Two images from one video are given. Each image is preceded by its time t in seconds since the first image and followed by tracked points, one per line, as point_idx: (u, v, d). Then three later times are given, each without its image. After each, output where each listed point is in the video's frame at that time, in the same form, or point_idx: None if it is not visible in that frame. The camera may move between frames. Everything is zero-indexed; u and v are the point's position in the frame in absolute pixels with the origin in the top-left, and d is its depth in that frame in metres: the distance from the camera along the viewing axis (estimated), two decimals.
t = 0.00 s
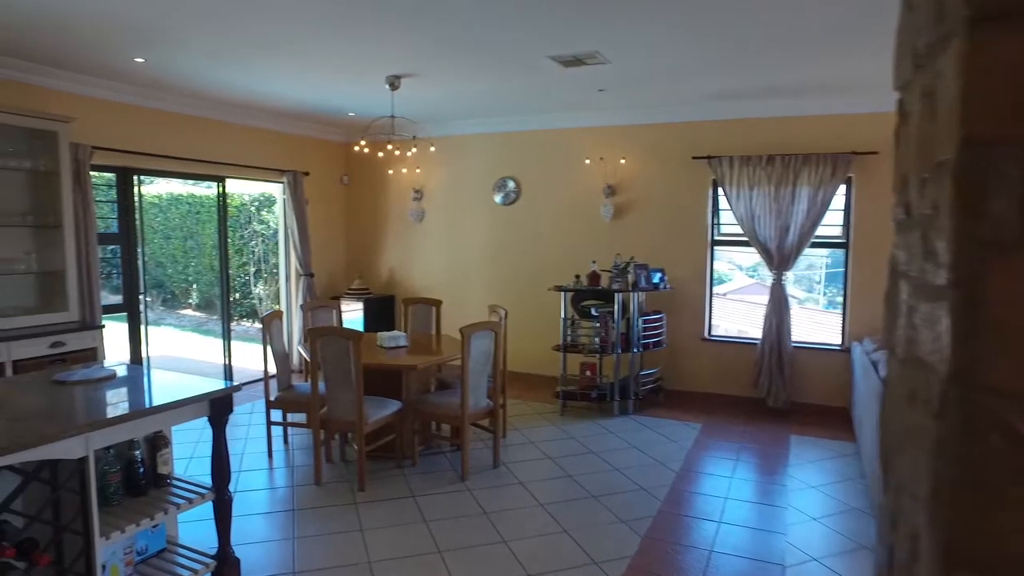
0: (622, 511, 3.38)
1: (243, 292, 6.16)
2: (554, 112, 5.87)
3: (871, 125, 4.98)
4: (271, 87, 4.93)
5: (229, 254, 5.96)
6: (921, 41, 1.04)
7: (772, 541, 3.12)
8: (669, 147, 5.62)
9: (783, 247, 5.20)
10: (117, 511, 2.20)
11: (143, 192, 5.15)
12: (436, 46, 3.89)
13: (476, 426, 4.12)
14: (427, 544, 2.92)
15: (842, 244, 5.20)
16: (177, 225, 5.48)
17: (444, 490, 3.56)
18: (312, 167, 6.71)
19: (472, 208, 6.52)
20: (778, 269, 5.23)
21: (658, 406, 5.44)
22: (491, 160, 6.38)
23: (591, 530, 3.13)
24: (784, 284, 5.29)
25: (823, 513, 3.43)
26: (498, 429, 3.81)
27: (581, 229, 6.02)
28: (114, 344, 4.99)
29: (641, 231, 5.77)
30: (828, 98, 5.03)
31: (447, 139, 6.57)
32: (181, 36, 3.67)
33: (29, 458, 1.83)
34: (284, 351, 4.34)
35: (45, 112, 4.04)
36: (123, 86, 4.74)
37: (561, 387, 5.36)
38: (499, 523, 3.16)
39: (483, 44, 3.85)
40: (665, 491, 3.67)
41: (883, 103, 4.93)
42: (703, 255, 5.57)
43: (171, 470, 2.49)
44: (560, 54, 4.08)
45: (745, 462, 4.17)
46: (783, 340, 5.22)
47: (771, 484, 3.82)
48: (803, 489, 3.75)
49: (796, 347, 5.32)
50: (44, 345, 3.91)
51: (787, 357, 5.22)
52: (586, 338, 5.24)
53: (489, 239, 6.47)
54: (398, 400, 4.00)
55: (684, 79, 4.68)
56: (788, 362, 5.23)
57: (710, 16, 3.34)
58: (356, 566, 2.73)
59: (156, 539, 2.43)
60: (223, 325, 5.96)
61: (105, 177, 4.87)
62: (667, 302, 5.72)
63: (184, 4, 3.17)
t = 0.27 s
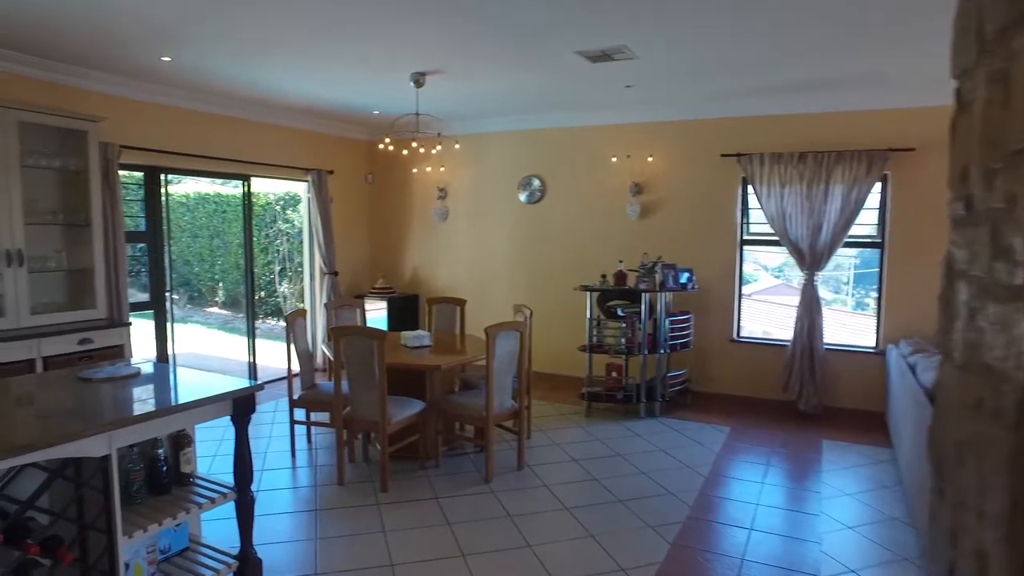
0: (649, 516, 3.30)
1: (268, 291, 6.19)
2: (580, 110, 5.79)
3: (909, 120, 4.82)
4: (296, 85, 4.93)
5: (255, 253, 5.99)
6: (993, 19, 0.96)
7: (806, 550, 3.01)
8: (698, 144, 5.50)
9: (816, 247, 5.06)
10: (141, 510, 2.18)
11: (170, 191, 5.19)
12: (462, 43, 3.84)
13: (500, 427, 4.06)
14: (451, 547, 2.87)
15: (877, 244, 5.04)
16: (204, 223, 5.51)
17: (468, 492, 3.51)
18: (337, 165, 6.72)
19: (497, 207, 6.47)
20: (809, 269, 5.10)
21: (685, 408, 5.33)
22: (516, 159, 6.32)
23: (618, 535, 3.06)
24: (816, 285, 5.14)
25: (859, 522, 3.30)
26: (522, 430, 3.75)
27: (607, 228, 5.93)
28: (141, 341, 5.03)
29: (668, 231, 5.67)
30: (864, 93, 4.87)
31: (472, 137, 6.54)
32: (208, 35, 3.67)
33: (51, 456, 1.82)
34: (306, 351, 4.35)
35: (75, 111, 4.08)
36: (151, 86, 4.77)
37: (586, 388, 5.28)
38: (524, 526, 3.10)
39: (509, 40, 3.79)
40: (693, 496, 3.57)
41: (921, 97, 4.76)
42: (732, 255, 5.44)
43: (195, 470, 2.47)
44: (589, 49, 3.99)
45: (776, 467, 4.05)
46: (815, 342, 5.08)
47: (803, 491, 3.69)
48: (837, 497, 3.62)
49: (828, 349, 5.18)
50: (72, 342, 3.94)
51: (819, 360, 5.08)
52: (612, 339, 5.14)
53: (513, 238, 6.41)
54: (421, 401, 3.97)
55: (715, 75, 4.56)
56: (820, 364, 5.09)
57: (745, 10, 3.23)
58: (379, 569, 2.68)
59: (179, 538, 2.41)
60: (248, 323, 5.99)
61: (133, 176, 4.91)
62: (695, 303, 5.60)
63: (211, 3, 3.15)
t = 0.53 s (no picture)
0: (676, 519, 3.22)
1: (294, 288, 6.23)
2: (607, 105, 5.71)
3: (949, 114, 4.64)
4: (321, 82, 4.93)
5: (281, 251, 6.03)
6: None
7: (839, 557, 2.91)
8: (727, 140, 5.39)
9: (850, 245, 4.91)
10: (166, 505, 2.18)
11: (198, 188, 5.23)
12: (486, 37, 3.79)
13: (525, 426, 4.02)
14: (474, 548, 2.83)
15: (915, 242, 4.87)
16: (231, 221, 5.57)
17: (492, 491, 3.47)
18: (362, 163, 6.74)
19: (522, 204, 6.42)
20: (843, 268, 4.96)
21: (713, 409, 5.22)
22: (542, 155, 6.27)
23: (645, 538, 2.99)
24: (850, 284, 5.00)
25: (895, 530, 3.18)
26: (547, 430, 3.70)
27: (634, 225, 5.84)
28: (169, 337, 5.10)
29: (697, 228, 5.56)
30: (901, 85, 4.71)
31: (497, 134, 6.50)
32: (233, 33, 3.68)
33: (74, 449, 1.82)
34: (332, 347, 4.35)
35: (105, 110, 4.13)
36: (180, 84, 4.82)
37: (612, 388, 5.21)
38: (548, 528, 3.04)
39: (536, 34, 3.72)
40: (722, 499, 3.48)
41: (963, 89, 4.57)
42: (762, 253, 5.31)
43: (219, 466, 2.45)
44: (615, 43, 3.91)
45: (807, 470, 3.94)
46: (848, 343, 4.93)
47: (835, 496, 3.57)
48: (871, 502, 3.49)
49: (862, 350, 5.03)
50: (103, 338, 4.00)
51: (853, 361, 4.94)
52: (639, 337, 5.07)
53: (538, 236, 6.36)
54: (446, 399, 3.94)
55: (745, 68, 4.45)
56: (853, 366, 4.95)
57: None
58: (401, 569, 2.66)
59: (202, 533, 2.41)
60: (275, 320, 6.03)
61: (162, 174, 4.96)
62: (723, 302, 5.49)
63: None
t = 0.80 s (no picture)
0: (704, 523, 3.14)
1: (323, 284, 6.27)
2: (635, 100, 5.61)
3: (995, 106, 4.45)
4: (347, 78, 4.93)
5: (310, 247, 6.07)
6: None
7: (875, 566, 2.80)
8: (760, 134, 5.25)
9: (887, 242, 4.75)
10: (188, 499, 2.19)
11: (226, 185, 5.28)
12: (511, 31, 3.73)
13: (550, 425, 3.97)
14: (496, 549, 2.80)
15: (956, 240, 4.68)
16: (261, 218, 5.63)
17: (516, 491, 3.43)
18: (389, 160, 6.74)
19: (549, 201, 6.37)
20: (880, 266, 4.80)
21: (743, 410, 5.11)
22: (569, 151, 6.20)
23: (672, 542, 2.92)
24: (887, 283, 4.83)
25: (935, 540, 3.05)
26: (573, 430, 3.65)
27: (662, 222, 5.74)
28: (198, 331, 5.17)
29: (728, 226, 5.44)
30: (943, 77, 4.53)
31: (524, 130, 6.45)
32: (258, 29, 3.68)
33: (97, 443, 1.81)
34: (357, 344, 4.35)
35: (136, 108, 4.19)
36: (209, 82, 4.86)
37: (639, 387, 5.12)
38: (572, 530, 2.99)
39: (562, 28, 3.66)
40: (751, 503, 3.39)
41: (1012, 79, 4.36)
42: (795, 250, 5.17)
43: (242, 462, 2.46)
44: (644, 35, 3.82)
45: (841, 475, 3.81)
46: (885, 344, 4.77)
47: (870, 503, 3.44)
48: (908, 511, 3.36)
49: (900, 351, 4.86)
50: (133, 332, 4.05)
51: (890, 362, 4.78)
52: (667, 336, 4.92)
53: (565, 232, 6.29)
54: (470, 396, 3.91)
55: (779, 61, 4.31)
56: (890, 367, 4.78)
57: None
58: (422, 569, 2.63)
59: (225, 528, 2.42)
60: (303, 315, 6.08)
61: (191, 171, 5.03)
62: (754, 301, 5.36)
63: None
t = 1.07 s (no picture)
0: (738, 530, 3.04)
1: (356, 281, 6.34)
2: (669, 95, 5.49)
3: None
4: (377, 74, 4.92)
5: (344, 245, 6.14)
6: None
7: None
8: (798, 129, 5.08)
9: (933, 241, 4.55)
10: (213, 495, 2.19)
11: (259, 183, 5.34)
12: (541, 25, 3.66)
13: (578, 426, 3.90)
14: (522, 552, 2.75)
15: (1008, 238, 4.46)
16: (297, 215, 5.71)
17: (543, 493, 3.38)
18: (421, 157, 6.75)
19: (580, 198, 6.29)
20: (925, 266, 4.60)
21: (779, 413, 4.96)
22: (601, 148, 6.10)
23: (703, 550, 2.82)
24: (933, 283, 4.63)
25: (985, 557, 2.90)
26: (602, 431, 3.59)
27: (696, 220, 5.61)
28: (230, 326, 5.25)
29: (764, 223, 5.28)
30: (996, 67, 4.30)
31: (556, 126, 6.38)
32: (287, 27, 3.69)
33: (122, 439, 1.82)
34: (385, 342, 4.34)
35: (170, 106, 4.25)
36: (242, 81, 4.91)
37: (671, 388, 5.01)
38: (600, 534, 2.93)
39: (592, 21, 3.57)
40: (787, 511, 3.27)
41: None
42: (835, 249, 4.99)
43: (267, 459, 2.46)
44: (677, 28, 3.71)
45: (883, 483, 3.66)
46: (930, 347, 4.58)
47: (914, 514, 3.29)
48: (956, 524, 3.20)
49: (947, 354, 4.66)
50: (166, 328, 4.12)
51: (935, 366, 4.58)
52: (701, 336, 4.82)
53: (597, 230, 6.20)
54: (498, 396, 3.87)
55: (819, 52, 4.15)
56: (936, 371, 4.59)
57: None
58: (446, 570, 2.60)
59: (251, 525, 2.42)
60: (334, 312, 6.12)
61: (223, 168, 5.09)
62: (792, 301, 5.20)
63: None
